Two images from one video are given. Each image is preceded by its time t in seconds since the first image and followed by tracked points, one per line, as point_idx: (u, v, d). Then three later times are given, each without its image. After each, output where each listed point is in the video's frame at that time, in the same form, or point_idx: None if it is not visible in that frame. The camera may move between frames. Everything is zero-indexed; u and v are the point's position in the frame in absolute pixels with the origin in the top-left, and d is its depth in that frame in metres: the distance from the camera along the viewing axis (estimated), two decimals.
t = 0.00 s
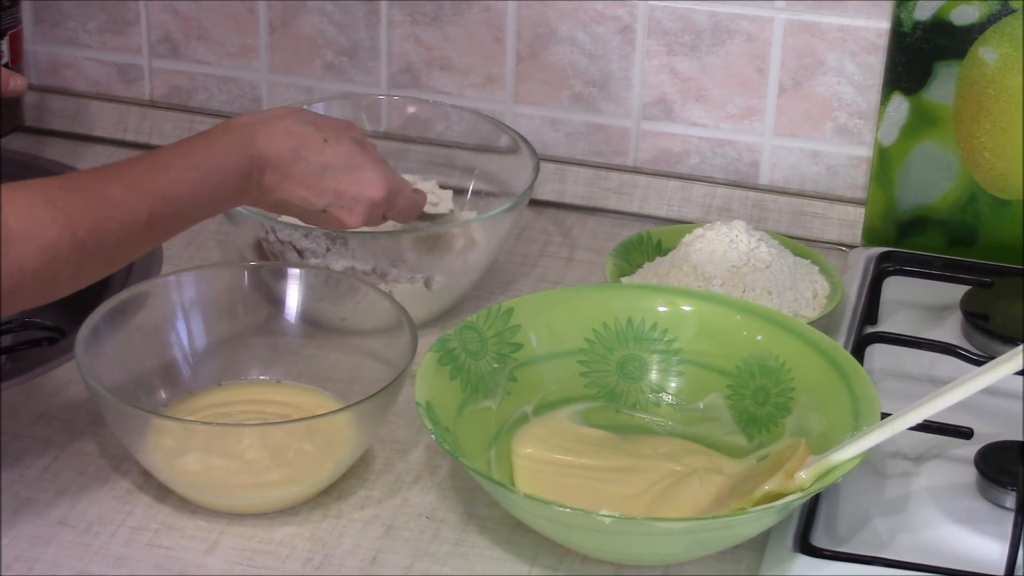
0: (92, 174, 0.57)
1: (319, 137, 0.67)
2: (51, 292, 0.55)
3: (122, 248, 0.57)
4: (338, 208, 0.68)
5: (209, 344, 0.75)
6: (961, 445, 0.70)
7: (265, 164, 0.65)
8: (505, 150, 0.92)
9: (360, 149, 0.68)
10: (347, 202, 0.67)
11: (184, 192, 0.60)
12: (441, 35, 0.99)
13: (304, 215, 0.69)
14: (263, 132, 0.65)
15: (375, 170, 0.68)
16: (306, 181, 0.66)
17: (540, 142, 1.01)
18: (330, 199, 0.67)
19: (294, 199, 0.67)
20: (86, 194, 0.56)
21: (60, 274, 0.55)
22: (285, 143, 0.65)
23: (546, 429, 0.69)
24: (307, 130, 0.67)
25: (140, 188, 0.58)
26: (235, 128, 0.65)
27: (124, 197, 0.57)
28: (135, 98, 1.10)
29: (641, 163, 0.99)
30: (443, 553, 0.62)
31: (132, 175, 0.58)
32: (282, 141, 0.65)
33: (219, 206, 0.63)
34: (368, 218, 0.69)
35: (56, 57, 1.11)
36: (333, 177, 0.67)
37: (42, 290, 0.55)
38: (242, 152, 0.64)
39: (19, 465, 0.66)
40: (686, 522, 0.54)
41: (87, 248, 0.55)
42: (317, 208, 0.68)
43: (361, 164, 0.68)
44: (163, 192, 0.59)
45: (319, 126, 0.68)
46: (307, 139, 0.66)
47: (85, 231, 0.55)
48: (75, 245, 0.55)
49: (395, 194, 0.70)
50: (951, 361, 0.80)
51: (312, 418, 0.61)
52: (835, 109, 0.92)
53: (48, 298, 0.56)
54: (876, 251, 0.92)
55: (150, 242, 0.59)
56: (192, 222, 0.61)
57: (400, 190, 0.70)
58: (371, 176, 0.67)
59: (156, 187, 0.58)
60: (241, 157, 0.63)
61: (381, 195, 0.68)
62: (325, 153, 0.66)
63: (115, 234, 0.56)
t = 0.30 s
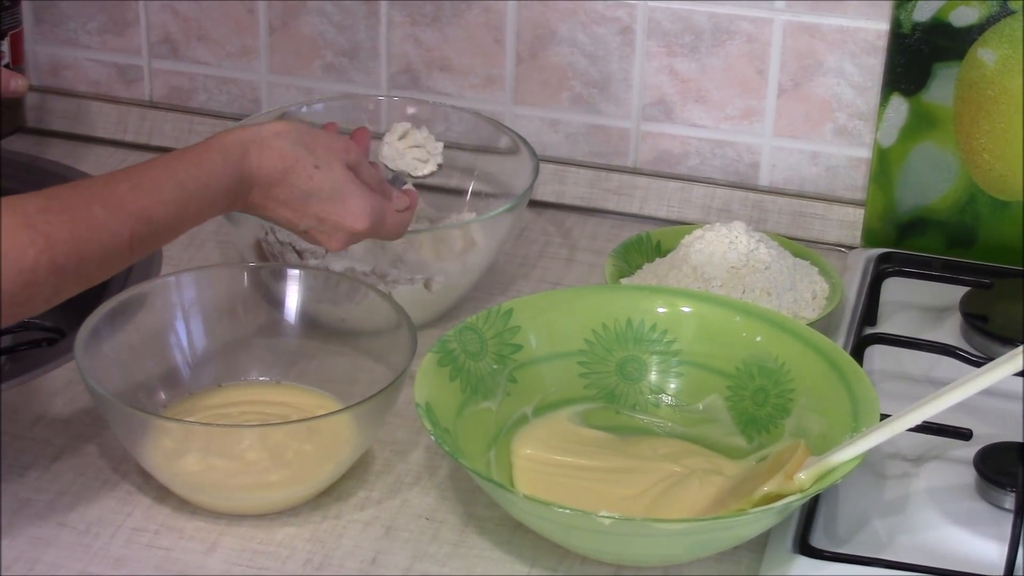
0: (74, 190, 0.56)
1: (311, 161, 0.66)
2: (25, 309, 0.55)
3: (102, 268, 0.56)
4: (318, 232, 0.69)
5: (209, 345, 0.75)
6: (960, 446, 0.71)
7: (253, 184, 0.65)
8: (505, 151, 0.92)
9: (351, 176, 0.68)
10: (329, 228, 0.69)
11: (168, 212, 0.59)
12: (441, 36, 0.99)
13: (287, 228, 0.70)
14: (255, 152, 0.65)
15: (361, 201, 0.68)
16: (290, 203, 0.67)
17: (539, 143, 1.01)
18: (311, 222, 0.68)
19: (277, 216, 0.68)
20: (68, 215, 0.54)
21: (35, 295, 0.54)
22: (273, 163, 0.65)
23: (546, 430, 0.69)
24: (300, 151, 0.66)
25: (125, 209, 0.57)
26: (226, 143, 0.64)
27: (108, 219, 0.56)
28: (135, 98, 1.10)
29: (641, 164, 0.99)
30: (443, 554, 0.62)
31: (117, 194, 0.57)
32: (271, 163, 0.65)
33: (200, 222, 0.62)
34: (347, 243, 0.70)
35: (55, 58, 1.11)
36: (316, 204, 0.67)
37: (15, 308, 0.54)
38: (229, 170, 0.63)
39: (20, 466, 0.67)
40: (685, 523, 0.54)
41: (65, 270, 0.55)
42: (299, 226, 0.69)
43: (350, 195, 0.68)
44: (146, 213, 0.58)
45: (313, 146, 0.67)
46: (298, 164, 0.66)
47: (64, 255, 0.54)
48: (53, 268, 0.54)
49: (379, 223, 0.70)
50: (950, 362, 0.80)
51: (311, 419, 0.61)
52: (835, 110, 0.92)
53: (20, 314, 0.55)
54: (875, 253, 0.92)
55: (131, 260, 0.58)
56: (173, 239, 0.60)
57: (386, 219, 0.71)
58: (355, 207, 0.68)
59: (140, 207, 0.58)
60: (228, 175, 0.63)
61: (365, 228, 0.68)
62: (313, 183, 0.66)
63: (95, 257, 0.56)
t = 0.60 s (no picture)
0: (77, 191, 0.56)
1: (314, 158, 0.67)
2: (30, 310, 0.55)
3: (106, 268, 0.57)
4: (326, 229, 0.69)
5: (212, 346, 0.75)
6: (963, 449, 0.70)
7: (257, 183, 0.65)
8: (508, 153, 0.92)
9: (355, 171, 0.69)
10: (337, 224, 0.69)
11: (171, 212, 0.59)
12: (443, 37, 0.99)
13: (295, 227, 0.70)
14: (258, 151, 0.65)
15: (366, 195, 0.68)
16: (296, 201, 0.67)
17: (542, 145, 1.01)
18: (318, 219, 0.68)
19: (284, 215, 0.68)
20: (73, 215, 0.55)
21: (41, 294, 0.54)
22: (277, 162, 0.65)
23: (549, 433, 0.69)
24: (303, 149, 0.67)
25: (130, 208, 0.57)
26: (229, 143, 0.64)
27: (113, 218, 0.56)
28: (137, 100, 1.10)
29: (644, 166, 0.99)
30: (446, 555, 0.62)
31: (121, 194, 0.57)
32: (275, 161, 0.65)
33: (203, 222, 0.62)
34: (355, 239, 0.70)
35: (57, 59, 1.11)
36: (322, 200, 0.67)
37: (20, 308, 0.54)
38: (233, 170, 0.63)
39: (23, 467, 0.67)
40: (687, 526, 0.54)
41: (71, 270, 0.55)
42: (306, 225, 0.69)
43: (355, 190, 0.68)
44: (150, 213, 0.58)
45: (315, 142, 0.68)
46: (301, 162, 0.66)
47: (69, 254, 0.54)
48: (58, 268, 0.54)
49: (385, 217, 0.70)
50: (953, 365, 0.80)
51: (314, 420, 0.61)
52: (838, 112, 0.92)
53: (25, 315, 0.55)
54: (878, 255, 0.92)
55: (136, 260, 0.58)
56: (177, 239, 0.61)
57: (391, 213, 0.71)
58: (361, 203, 0.68)
59: (143, 207, 0.58)
60: (232, 175, 0.63)
61: (373, 222, 0.69)
62: (318, 181, 0.67)
63: (100, 257, 0.56)
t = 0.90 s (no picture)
0: (105, 182, 0.57)
1: (349, 140, 0.65)
2: (62, 301, 0.56)
3: (136, 257, 0.58)
4: (366, 212, 0.67)
5: (213, 345, 0.75)
6: (965, 449, 0.70)
7: (291, 168, 0.64)
8: (510, 152, 0.91)
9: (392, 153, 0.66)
10: (376, 207, 0.67)
11: (201, 202, 0.60)
12: (445, 37, 0.99)
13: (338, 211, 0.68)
14: (290, 137, 0.64)
15: (407, 176, 0.65)
16: (335, 185, 0.65)
17: (543, 145, 1.01)
18: (358, 203, 0.67)
19: (324, 200, 0.67)
20: (99, 207, 0.56)
21: (69, 285, 0.56)
22: (313, 145, 0.64)
23: (551, 433, 0.69)
24: (339, 132, 0.65)
25: (156, 199, 0.58)
26: (262, 129, 0.63)
27: (139, 210, 0.57)
28: (139, 99, 1.10)
29: (645, 165, 0.99)
30: (447, 555, 0.62)
31: (148, 185, 0.58)
32: (309, 146, 0.64)
33: (237, 209, 0.63)
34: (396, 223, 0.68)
35: (59, 58, 1.11)
36: (360, 184, 0.65)
37: (51, 300, 0.56)
38: (268, 158, 0.63)
39: (24, 467, 0.66)
40: (689, 526, 0.54)
41: (98, 261, 0.56)
42: (348, 209, 0.67)
43: (393, 172, 0.65)
44: (179, 201, 0.59)
45: (351, 125, 0.66)
46: (336, 146, 0.64)
47: (95, 246, 0.56)
48: (84, 260, 0.56)
49: (426, 199, 0.68)
50: (955, 366, 0.80)
51: (315, 421, 0.61)
52: (840, 112, 0.92)
53: (59, 305, 0.57)
54: (879, 255, 0.92)
55: (168, 248, 0.60)
56: (209, 226, 0.62)
57: (432, 194, 0.68)
58: (400, 184, 0.65)
59: (173, 196, 0.59)
60: (265, 163, 0.63)
61: (412, 205, 0.66)
62: (353, 164, 0.64)
63: (127, 248, 0.57)
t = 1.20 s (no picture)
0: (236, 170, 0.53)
1: (494, 145, 0.59)
2: (177, 287, 0.52)
3: (258, 249, 0.52)
4: (514, 222, 0.61)
5: (213, 344, 0.75)
6: (964, 448, 0.70)
7: (430, 174, 0.57)
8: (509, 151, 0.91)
9: (540, 160, 0.60)
10: (522, 215, 0.60)
11: (331, 197, 0.53)
12: (444, 35, 0.99)
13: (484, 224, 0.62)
14: (433, 141, 0.57)
15: (552, 183, 0.59)
16: (475, 195, 0.59)
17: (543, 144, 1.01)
18: (503, 211, 0.60)
19: (467, 211, 0.60)
20: (222, 190, 0.51)
21: (182, 269, 0.51)
22: (452, 151, 0.57)
23: (551, 432, 0.69)
24: (482, 137, 0.59)
25: (284, 187, 0.52)
26: (402, 133, 0.57)
27: (263, 197, 0.52)
28: (138, 97, 1.10)
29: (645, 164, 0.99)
30: (446, 554, 0.62)
31: (277, 173, 0.53)
32: (450, 151, 0.57)
33: (380, 214, 0.56)
34: (546, 232, 0.62)
35: (58, 56, 1.11)
36: (507, 190, 0.59)
37: (162, 283, 0.52)
38: (406, 161, 0.56)
39: (23, 465, 0.66)
40: (688, 524, 0.54)
41: (212, 247, 0.51)
42: (496, 219, 0.61)
43: (537, 178, 0.59)
44: (313, 197, 0.53)
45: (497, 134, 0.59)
46: (480, 150, 0.58)
47: (210, 228, 0.51)
48: (198, 242, 0.51)
49: (573, 206, 0.61)
50: (954, 364, 0.80)
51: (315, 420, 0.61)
52: (839, 110, 0.92)
53: (175, 294, 0.53)
54: (879, 253, 0.92)
55: (294, 247, 0.54)
56: (342, 229, 0.55)
57: (582, 201, 0.61)
58: (550, 189, 0.59)
59: (305, 190, 0.53)
60: (400, 163, 0.56)
61: (557, 214, 0.60)
62: (492, 167, 0.58)
63: (247, 236, 0.52)
